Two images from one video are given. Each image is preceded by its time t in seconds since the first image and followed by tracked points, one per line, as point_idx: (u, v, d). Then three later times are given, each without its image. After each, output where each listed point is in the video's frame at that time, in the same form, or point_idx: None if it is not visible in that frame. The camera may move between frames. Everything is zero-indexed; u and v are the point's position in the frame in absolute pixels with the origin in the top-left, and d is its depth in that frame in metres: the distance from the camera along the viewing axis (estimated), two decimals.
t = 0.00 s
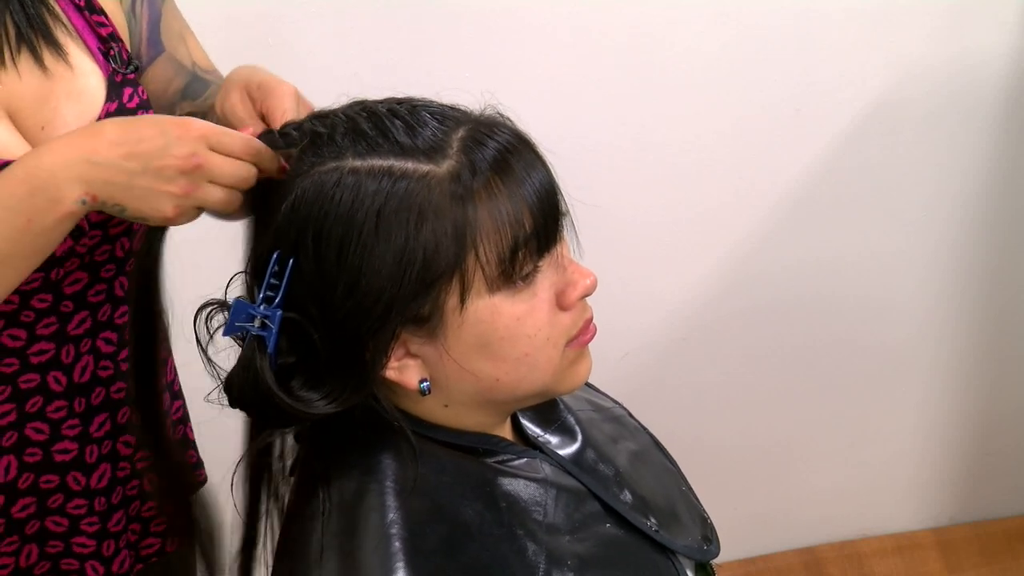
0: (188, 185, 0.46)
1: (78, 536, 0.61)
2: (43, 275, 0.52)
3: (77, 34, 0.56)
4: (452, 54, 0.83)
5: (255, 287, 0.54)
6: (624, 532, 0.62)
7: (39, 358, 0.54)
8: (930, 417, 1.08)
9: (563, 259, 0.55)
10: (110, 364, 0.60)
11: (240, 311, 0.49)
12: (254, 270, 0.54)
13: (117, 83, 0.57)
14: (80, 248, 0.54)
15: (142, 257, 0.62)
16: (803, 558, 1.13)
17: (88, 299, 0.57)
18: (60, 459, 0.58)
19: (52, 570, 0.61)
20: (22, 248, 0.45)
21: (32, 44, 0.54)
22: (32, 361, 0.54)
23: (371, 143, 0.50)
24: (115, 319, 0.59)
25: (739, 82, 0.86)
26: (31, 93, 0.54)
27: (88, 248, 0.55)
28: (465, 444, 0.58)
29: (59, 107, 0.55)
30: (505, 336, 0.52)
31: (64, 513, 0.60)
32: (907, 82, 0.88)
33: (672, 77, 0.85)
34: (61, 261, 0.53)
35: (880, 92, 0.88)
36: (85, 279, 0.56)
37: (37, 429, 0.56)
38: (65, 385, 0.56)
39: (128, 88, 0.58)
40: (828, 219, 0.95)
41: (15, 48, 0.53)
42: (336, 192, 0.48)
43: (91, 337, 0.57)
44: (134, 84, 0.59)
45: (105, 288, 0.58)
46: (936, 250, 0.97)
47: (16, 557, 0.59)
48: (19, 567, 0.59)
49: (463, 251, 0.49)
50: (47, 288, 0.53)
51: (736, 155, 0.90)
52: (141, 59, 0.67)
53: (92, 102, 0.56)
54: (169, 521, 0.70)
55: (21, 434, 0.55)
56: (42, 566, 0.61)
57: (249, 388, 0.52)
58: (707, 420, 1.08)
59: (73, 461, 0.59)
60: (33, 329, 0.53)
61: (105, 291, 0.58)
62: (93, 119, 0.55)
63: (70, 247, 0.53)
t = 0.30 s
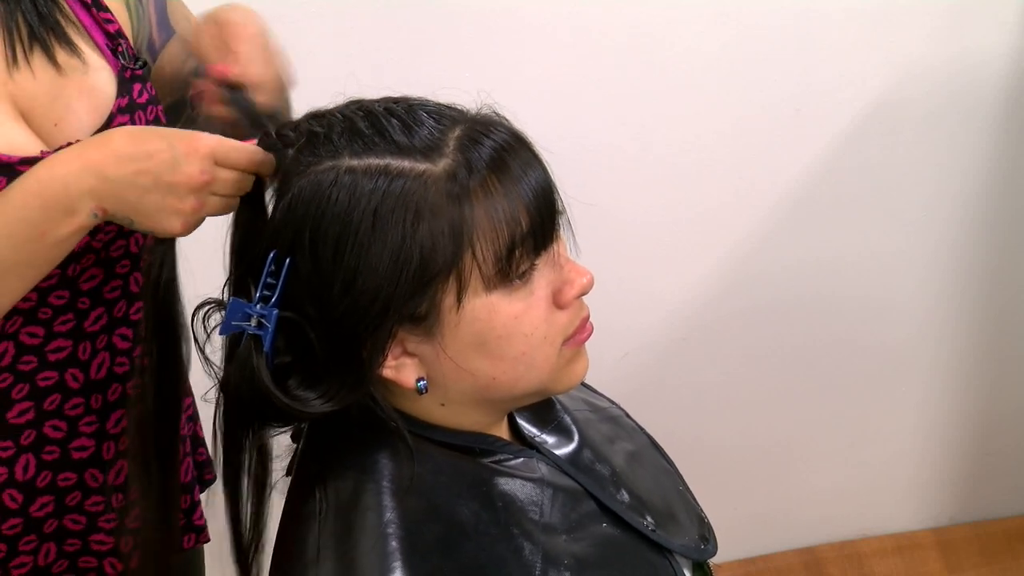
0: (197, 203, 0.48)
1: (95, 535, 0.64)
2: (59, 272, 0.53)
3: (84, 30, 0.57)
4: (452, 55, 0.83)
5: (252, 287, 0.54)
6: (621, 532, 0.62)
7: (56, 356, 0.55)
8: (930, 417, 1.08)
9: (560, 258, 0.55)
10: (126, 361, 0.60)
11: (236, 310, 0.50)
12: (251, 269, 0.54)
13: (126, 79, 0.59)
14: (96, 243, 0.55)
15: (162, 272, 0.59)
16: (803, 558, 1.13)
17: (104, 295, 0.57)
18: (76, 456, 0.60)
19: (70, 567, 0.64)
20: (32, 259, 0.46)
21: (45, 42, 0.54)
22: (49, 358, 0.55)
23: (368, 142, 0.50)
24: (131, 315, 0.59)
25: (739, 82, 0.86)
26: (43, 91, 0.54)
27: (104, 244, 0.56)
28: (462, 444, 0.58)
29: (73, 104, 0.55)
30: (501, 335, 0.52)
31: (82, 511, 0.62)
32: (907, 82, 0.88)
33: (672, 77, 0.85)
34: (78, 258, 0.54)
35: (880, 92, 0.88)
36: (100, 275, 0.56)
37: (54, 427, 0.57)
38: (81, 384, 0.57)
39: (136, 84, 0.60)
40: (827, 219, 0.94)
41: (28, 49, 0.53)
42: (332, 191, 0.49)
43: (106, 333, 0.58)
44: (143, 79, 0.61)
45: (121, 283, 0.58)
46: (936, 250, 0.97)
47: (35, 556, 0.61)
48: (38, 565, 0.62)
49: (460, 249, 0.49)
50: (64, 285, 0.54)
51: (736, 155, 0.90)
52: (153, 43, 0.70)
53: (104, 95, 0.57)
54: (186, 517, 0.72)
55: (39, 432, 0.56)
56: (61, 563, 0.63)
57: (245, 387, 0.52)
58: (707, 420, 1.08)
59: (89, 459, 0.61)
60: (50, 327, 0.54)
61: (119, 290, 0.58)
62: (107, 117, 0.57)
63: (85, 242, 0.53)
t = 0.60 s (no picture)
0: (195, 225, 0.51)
1: (92, 540, 0.62)
2: (59, 273, 0.54)
3: (91, 36, 0.58)
4: (452, 55, 0.83)
5: (251, 288, 0.54)
6: (621, 534, 0.62)
7: (54, 358, 0.55)
8: (930, 417, 1.08)
9: (559, 257, 0.55)
10: (124, 365, 0.61)
11: (236, 312, 0.49)
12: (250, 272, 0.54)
13: (131, 84, 0.58)
14: (95, 246, 0.56)
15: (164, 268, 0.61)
16: (803, 558, 1.13)
17: (103, 299, 0.58)
18: (75, 460, 0.58)
19: (67, 571, 0.62)
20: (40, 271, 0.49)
21: (48, 44, 0.55)
22: (48, 360, 0.55)
23: (366, 143, 0.50)
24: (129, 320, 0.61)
25: (739, 82, 0.86)
26: (46, 94, 0.56)
27: (105, 247, 0.56)
28: (463, 445, 0.58)
29: (74, 107, 0.56)
30: (501, 335, 0.52)
31: (79, 515, 0.60)
32: (907, 82, 0.87)
33: (672, 77, 0.85)
34: (77, 259, 0.55)
35: (879, 92, 0.88)
36: (101, 278, 0.57)
37: (52, 430, 0.56)
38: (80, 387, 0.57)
39: (141, 90, 0.59)
40: (827, 219, 0.94)
41: (31, 49, 0.55)
42: (331, 192, 0.49)
43: (105, 337, 0.59)
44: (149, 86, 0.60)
45: (120, 288, 0.59)
46: (936, 250, 0.97)
47: (30, 560, 0.60)
48: (33, 569, 0.60)
49: (459, 249, 0.49)
50: (63, 286, 0.54)
51: (736, 155, 0.90)
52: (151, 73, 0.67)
53: (107, 102, 0.57)
54: (180, 525, 0.72)
55: (37, 435, 0.56)
56: (57, 567, 0.62)
57: (245, 389, 0.52)
58: (707, 420, 1.08)
59: (88, 463, 0.59)
60: (49, 328, 0.54)
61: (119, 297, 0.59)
62: (107, 121, 0.56)
63: (86, 246, 0.55)
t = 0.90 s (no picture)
0: (191, 221, 0.51)
1: (82, 540, 0.62)
2: (53, 274, 0.54)
3: (92, 34, 0.58)
4: (452, 54, 0.83)
5: (249, 289, 0.54)
6: (619, 536, 0.62)
7: (48, 357, 0.56)
8: (929, 417, 1.08)
9: (559, 260, 0.55)
10: (119, 365, 0.61)
11: (234, 311, 0.50)
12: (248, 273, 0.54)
13: (131, 84, 0.58)
14: (91, 247, 0.56)
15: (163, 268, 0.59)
16: (803, 558, 1.13)
17: (98, 299, 0.58)
18: (66, 459, 0.59)
19: (56, 572, 0.63)
20: (36, 269, 0.50)
21: (49, 42, 0.55)
22: (41, 360, 0.55)
23: (366, 144, 0.50)
24: (125, 320, 0.60)
25: (739, 82, 0.86)
26: (46, 93, 0.55)
27: (100, 248, 0.57)
28: (459, 448, 0.58)
29: (74, 106, 0.56)
30: (501, 337, 0.52)
31: (70, 515, 0.61)
32: (907, 82, 0.87)
33: (672, 77, 0.85)
34: (72, 260, 0.55)
35: (880, 92, 0.88)
36: (96, 278, 0.57)
37: (44, 429, 0.57)
38: (72, 386, 0.58)
39: (141, 90, 0.58)
40: (828, 220, 0.94)
41: (33, 48, 0.55)
42: (331, 193, 0.48)
43: (100, 337, 0.59)
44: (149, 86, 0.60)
45: (116, 287, 0.59)
46: (937, 250, 0.97)
47: (20, 559, 0.61)
48: (24, 569, 0.61)
49: (459, 252, 0.49)
50: (58, 286, 0.55)
51: (736, 155, 0.90)
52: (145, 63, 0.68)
53: (107, 101, 0.57)
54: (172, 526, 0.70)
55: (28, 434, 0.56)
56: (47, 567, 0.62)
57: (242, 389, 0.52)
58: (707, 420, 1.08)
59: (78, 463, 0.60)
60: (43, 328, 0.55)
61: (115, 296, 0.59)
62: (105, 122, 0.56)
63: (80, 247, 0.55)
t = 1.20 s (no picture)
0: (185, 228, 0.51)
1: (94, 527, 0.64)
2: (57, 265, 0.55)
3: (86, 27, 0.58)
4: (452, 55, 0.83)
5: (244, 293, 0.54)
6: (617, 536, 0.62)
7: (54, 349, 0.56)
8: (930, 417, 1.08)
9: (553, 259, 0.55)
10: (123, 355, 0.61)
11: (228, 315, 0.50)
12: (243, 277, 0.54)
13: (127, 75, 0.59)
14: (94, 238, 0.56)
15: (153, 280, 0.59)
16: (803, 558, 1.13)
17: (100, 289, 0.58)
18: (75, 449, 0.60)
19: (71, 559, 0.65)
20: (30, 271, 0.50)
21: (46, 38, 0.55)
22: (47, 351, 0.56)
23: (358, 146, 0.50)
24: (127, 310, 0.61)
25: (739, 82, 0.86)
26: (46, 88, 0.56)
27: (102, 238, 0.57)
28: (457, 448, 0.58)
29: (72, 98, 0.56)
30: (495, 337, 0.52)
31: (81, 504, 0.63)
32: (907, 82, 0.87)
33: (672, 77, 0.85)
34: (75, 252, 0.55)
35: (880, 92, 0.88)
36: (98, 269, 0.58)
37: (53, 420, 0.58)
38: (79, 377, 0.59)
39: (136, 80, 0.60)
40: (827, 219, 0.94)
41: (30, 44, 0.55)
42: (324, 196, 0.49)
43: (103, 327, 0.59)
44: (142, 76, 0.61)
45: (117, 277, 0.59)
46: (936, 250, 0.96)
47: (35, 548, 0.62)
48: (39, 558, 0.63)
49: (452, 252, 0.49)
50: (62, 277, 0.55)
51: (736, 155, 0.90)
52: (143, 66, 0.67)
53: (104, 91, 0.57)
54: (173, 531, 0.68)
55: (37, 425, 0.58)
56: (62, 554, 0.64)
57: (239, 393, 0.52)
58: (707, 420, 1.08)
59: (88, 452, 0.61)
60: (48, 320, 0.56)
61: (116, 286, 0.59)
62: (104, 111, 0.57)
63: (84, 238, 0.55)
